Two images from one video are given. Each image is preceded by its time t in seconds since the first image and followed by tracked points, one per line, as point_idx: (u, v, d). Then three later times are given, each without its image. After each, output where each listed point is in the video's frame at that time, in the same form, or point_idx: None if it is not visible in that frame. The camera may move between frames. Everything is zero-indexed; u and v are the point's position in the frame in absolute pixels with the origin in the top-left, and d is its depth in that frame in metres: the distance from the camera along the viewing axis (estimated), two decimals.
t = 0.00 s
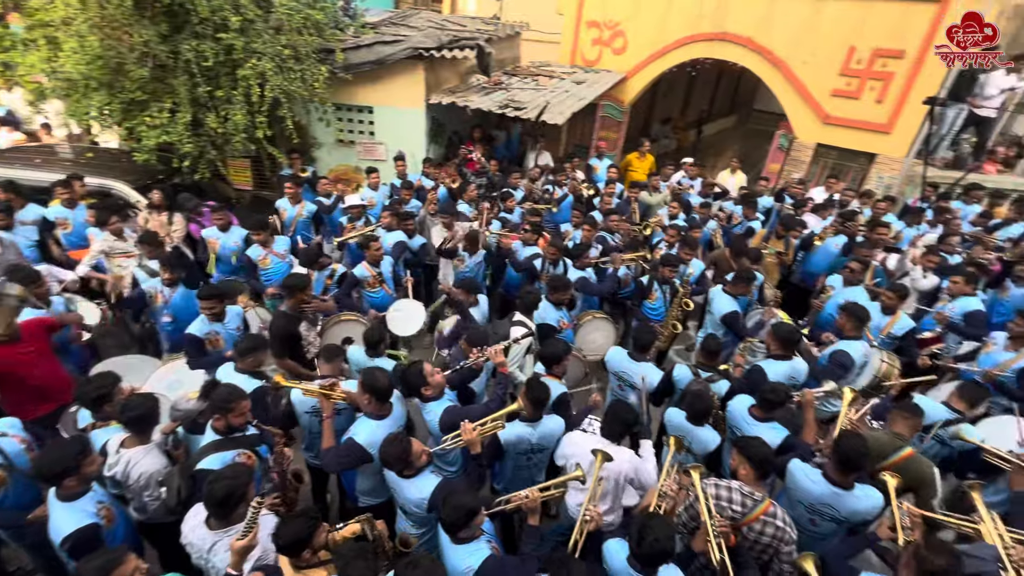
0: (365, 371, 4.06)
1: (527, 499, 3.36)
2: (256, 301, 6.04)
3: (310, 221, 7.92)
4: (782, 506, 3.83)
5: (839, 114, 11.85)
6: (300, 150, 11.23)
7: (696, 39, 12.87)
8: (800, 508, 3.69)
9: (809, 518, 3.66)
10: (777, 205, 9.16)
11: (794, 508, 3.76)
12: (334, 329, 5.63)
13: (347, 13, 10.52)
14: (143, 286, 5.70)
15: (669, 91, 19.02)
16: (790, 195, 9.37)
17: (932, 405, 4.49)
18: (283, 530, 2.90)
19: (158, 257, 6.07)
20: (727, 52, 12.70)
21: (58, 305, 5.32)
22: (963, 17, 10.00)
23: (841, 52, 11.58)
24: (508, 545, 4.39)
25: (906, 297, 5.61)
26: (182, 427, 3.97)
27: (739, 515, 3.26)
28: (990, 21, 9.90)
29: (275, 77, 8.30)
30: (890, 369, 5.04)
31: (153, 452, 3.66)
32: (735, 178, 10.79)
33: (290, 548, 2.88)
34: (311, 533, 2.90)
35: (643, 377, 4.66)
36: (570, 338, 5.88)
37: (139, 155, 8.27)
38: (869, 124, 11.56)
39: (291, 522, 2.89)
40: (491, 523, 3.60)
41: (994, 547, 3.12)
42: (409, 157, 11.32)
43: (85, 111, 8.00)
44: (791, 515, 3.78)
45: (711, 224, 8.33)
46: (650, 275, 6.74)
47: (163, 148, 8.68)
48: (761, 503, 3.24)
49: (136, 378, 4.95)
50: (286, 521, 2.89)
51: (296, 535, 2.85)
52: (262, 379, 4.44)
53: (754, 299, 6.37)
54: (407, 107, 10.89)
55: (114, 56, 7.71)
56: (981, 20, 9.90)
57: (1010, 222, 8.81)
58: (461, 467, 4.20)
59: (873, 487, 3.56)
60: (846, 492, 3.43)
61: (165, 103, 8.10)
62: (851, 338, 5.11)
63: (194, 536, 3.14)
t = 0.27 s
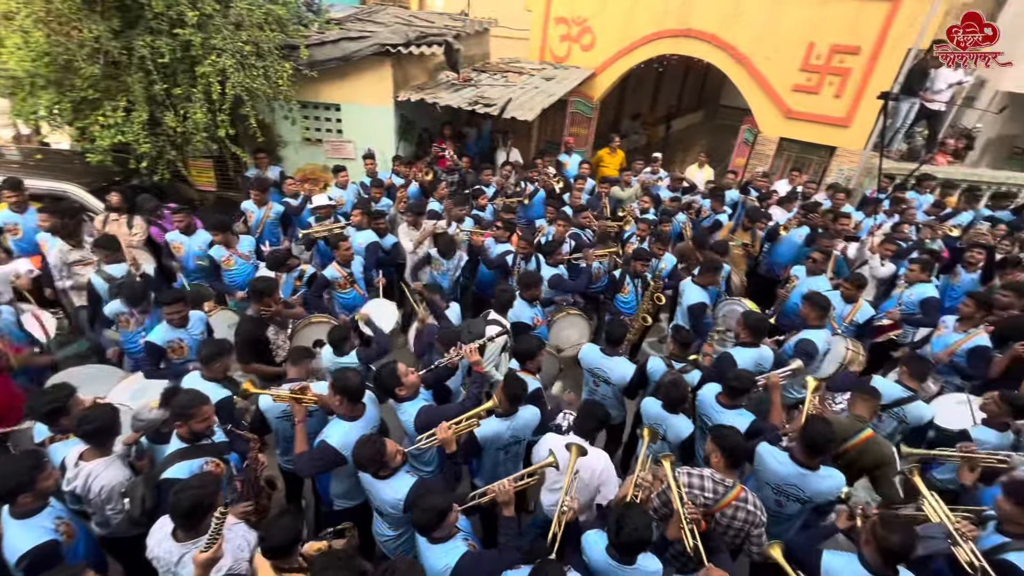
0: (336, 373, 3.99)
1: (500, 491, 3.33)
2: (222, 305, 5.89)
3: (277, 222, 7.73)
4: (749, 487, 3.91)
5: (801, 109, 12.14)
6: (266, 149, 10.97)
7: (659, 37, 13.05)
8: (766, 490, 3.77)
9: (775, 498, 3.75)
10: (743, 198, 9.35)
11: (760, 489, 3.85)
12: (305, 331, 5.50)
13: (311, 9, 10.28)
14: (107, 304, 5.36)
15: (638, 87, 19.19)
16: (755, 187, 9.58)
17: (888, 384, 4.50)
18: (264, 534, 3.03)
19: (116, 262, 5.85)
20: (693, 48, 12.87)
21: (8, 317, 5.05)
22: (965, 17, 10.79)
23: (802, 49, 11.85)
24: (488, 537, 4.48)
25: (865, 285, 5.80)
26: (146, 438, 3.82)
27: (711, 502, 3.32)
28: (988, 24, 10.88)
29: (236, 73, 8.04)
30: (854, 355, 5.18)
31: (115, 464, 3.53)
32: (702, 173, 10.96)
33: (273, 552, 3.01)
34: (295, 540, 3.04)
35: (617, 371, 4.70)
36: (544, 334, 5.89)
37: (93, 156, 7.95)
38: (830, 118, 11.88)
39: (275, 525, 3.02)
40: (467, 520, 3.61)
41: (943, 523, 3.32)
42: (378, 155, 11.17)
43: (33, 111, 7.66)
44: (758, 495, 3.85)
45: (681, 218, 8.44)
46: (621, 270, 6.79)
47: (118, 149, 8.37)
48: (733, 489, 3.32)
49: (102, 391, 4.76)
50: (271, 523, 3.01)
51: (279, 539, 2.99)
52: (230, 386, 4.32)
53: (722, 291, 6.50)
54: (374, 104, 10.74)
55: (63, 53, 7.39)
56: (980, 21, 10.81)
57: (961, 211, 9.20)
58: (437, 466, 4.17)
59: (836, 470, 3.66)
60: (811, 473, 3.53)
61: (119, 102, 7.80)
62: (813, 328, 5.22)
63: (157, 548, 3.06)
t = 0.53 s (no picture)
0: (319, 372, 3.95)
1: (486, 487, 3.31)
2: (203, 306, 5.79)
3: (257, 220, 7.65)
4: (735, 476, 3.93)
5: (782, 104, 12.28)
6: (246, 148, 10.81)
7: (640, 33, 13.09)
8: (750, 478, 3.81)
9: (760, 486, 3.79)
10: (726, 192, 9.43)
11: (746, 478, 3.88)
12: (289, 331, 5.43)
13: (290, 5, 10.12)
14: (77, 298, 5.31)
15: (621, 83, 19.24)
16: (737, 182, 9.67)
17: (870, 369, 4.61)
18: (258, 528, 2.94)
19: (92, 263, 5.73)
20: (674, 43, 12.93)
21: None
22: (965, 18, 11.42)
23: (782, 43, 11.97)
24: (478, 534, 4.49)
25: (846, 277, 5.88)
26: (126, 442, 3.75)
27: (700, 499, 3.35)
28: (986, 23, 11.43)
29: (214, 70, 7.88)
30: (836, 346, 5.28)
31: (95, 470, 3.46)
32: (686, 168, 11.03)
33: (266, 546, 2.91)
34: (287, 538, 2.94)
35: (605, 367, 4.71)
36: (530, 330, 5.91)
37: (66, 156, 7.77)
38: (810, 112, 12.04)
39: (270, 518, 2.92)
40: (455, 517, 3.60)
41: (917, 520, 3.31)
42: (361, 152, 11.07)
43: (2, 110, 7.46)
44: (743, 483, 3.88)
45: (665, 214, 8.50)
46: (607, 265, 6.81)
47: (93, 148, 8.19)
48: (721, 483, 3.34)
49: (79, 396, 4.66)
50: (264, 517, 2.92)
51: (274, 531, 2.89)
52: (212, 389, 4.27)
53: (705, 284, 6.56)
54: (356, 101, 10.63)
55: (32, 50, 7.20)
56: (979, 21, 11.40)
57: (936, 202, 9.39)
58: (424, 464, 4.17)
59: (816, 457, 3.70)
60: (792, 459, 3.58)
61: (92, 100, 7.62)
62: (798, 318, 5.28)
63: (139, 558, 2.99)
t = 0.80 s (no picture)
0: (317, 370, 3.94)
1: (483, 483, 3.30)
2: (200, 305, 5.78)
3: (253, 219, 7.59)
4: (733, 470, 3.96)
5: (778, 98, 12.27)
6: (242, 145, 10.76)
7: (635, 28, 13.06)
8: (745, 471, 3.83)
9: (756, 479, 3.81)
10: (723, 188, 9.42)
11: (743, 471, 3.90)
12: (285, 328, 5.42)
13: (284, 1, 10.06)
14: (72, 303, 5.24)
15: (618, 79, 19.21)
16: (735, 177, 9.66)
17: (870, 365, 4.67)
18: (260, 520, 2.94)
19: (87, 262, 5.71)
20: (670, 38, 12.89)
21: None
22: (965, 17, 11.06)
23: (779, 38, 11.95)
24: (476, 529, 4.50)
25: (844, 271, 5.88)
26: (124, 440, 3.73)
27: (702, 500, 3.36)
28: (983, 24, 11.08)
29: (208, 67, 7.84)
30: (834, 340, 5.30)
31: (94, 468, 3.46)
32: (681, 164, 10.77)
33: (266, 538, 2.91)
34: (285, 537, 2.94)
35: (604, 364, 4.70)
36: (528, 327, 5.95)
37: (60, 154, 7.71)
38: (807, 107, 12.03)
39: (272, 511, 2.92)
40: (453, 513, 3.61)
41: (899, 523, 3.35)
42: (357, 150, 11.02)
43: None
44: (740, 476, 3.90)
45: (662, 209, 8.49)
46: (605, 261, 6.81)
47: (87, 147, 8.14)
48: (723, 484, 3.34)
49: (74, 393, 4.65)
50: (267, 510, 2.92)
51: (275, 525, 2.89)
52: (210, 388, 4.26)
53: (703, 279, 6.57)
54: (352, 98, 10.58)
55: (25, 48, 7.15)
56: (980, 21, 11.02)
57: (933, 196, 9.40)
58: (422, 462, 4.15)
59: (813, 450, 3.73)
60: (787, 451, 3.59)
61: (86, 98, 7.58)
62: (796, 313, 5.29)
63: (138, 557, 2.99)
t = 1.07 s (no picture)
0: (331, 365, 3.98)
1: (495, 478, 3.31)
2: (216, 300, 5.85)
3: (267, 215, 7.65)
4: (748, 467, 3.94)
5: (795, 92, 12.11)
6: (256, 142, 10.86)
7: (648, 22, 12.96)
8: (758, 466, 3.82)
9: (771, 476, 3.78)
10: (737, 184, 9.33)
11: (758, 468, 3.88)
12: (301, 321, 5.46)
13: None
14: (91, 298, 5.27)
15: (631, 73, 19.07)
16: (749, 172, 9.56)
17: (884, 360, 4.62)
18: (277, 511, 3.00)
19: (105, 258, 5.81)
20: (684, 31, 12.75)
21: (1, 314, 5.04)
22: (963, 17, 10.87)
23: (795, 30, 11.77)
24: (488, 524, 4.53)
25: (861, 268, 5.81)
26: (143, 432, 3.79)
27: (723, 501, 3.33)
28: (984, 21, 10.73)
29: (223, 65, 7.91)
30: (850, 337, 5.27)
31: (116, 459, 3.53)
32: (696, 159, 10.77)
33: (282, 527, 2.96)
34: (300, 529, 2.98)
35: (617, 361, 4.68)
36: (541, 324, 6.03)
37: (80, 152, 7.84)
38: (824, 100, 11.86)
39: (288, 502, 2.96)
40: (465, 508, 3.63)
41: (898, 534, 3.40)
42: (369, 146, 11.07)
43: (17, 107, 7.54)
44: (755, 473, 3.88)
45: (676, 205, 8.43)
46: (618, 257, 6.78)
47: (106, 144, 8.26)
48: (744, 486, 3.32)
49: (96, 383, 4.79)
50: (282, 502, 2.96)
51: (290, 516, 2.94)
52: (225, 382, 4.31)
53: (717, 276, 6.52)
54: (364, 95, 10.62)
55: (46, 48, 7.26)
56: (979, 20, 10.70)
57: (954, 191, 9.21)
58: (430, 456, 4.23)
59: (829, 448, 3.69)
60: (803, 448, 3.55)
61: (105, 97, 7.69)
62: (813, 309, 5.23)
63: (156, 547, 3.05)
